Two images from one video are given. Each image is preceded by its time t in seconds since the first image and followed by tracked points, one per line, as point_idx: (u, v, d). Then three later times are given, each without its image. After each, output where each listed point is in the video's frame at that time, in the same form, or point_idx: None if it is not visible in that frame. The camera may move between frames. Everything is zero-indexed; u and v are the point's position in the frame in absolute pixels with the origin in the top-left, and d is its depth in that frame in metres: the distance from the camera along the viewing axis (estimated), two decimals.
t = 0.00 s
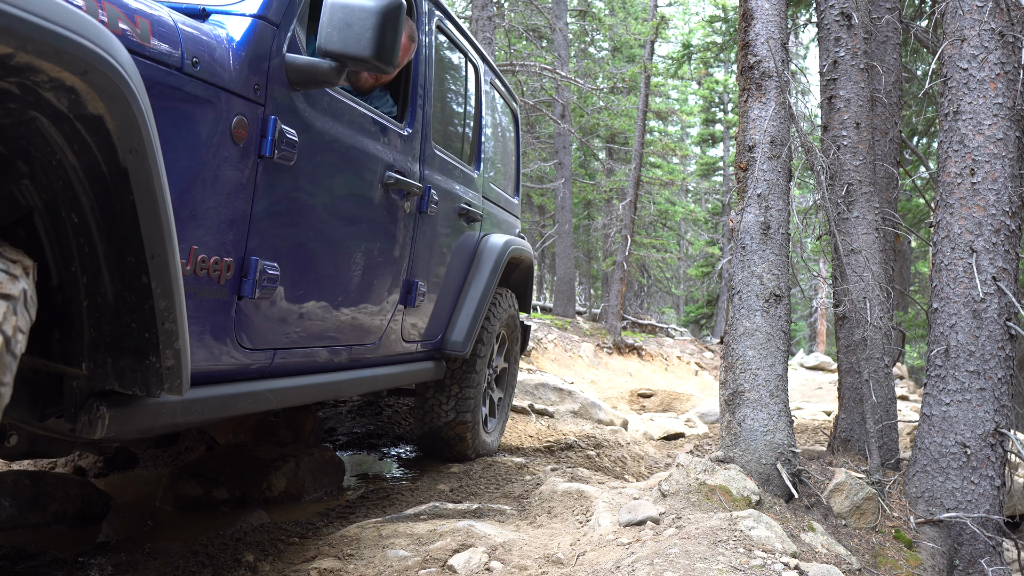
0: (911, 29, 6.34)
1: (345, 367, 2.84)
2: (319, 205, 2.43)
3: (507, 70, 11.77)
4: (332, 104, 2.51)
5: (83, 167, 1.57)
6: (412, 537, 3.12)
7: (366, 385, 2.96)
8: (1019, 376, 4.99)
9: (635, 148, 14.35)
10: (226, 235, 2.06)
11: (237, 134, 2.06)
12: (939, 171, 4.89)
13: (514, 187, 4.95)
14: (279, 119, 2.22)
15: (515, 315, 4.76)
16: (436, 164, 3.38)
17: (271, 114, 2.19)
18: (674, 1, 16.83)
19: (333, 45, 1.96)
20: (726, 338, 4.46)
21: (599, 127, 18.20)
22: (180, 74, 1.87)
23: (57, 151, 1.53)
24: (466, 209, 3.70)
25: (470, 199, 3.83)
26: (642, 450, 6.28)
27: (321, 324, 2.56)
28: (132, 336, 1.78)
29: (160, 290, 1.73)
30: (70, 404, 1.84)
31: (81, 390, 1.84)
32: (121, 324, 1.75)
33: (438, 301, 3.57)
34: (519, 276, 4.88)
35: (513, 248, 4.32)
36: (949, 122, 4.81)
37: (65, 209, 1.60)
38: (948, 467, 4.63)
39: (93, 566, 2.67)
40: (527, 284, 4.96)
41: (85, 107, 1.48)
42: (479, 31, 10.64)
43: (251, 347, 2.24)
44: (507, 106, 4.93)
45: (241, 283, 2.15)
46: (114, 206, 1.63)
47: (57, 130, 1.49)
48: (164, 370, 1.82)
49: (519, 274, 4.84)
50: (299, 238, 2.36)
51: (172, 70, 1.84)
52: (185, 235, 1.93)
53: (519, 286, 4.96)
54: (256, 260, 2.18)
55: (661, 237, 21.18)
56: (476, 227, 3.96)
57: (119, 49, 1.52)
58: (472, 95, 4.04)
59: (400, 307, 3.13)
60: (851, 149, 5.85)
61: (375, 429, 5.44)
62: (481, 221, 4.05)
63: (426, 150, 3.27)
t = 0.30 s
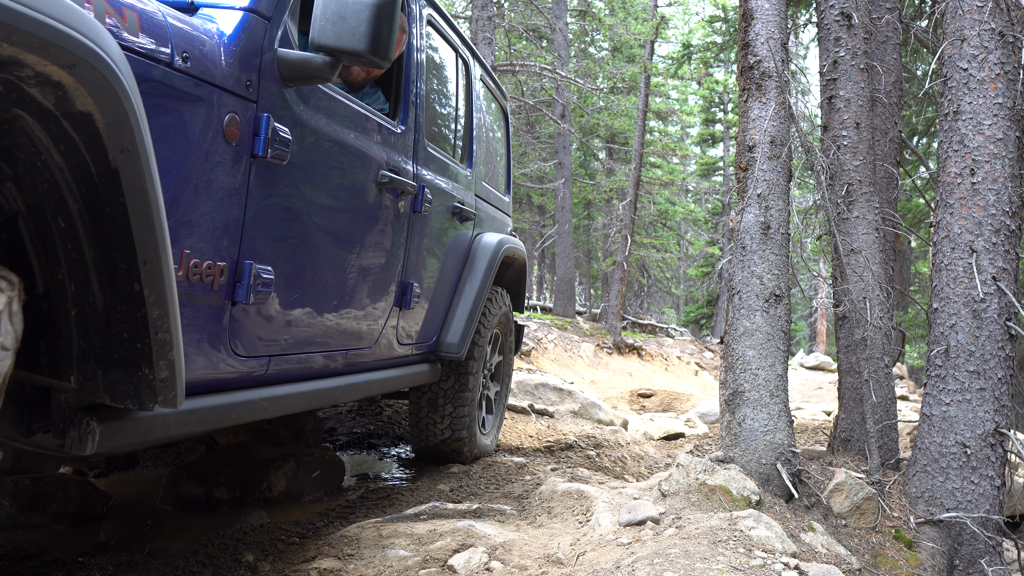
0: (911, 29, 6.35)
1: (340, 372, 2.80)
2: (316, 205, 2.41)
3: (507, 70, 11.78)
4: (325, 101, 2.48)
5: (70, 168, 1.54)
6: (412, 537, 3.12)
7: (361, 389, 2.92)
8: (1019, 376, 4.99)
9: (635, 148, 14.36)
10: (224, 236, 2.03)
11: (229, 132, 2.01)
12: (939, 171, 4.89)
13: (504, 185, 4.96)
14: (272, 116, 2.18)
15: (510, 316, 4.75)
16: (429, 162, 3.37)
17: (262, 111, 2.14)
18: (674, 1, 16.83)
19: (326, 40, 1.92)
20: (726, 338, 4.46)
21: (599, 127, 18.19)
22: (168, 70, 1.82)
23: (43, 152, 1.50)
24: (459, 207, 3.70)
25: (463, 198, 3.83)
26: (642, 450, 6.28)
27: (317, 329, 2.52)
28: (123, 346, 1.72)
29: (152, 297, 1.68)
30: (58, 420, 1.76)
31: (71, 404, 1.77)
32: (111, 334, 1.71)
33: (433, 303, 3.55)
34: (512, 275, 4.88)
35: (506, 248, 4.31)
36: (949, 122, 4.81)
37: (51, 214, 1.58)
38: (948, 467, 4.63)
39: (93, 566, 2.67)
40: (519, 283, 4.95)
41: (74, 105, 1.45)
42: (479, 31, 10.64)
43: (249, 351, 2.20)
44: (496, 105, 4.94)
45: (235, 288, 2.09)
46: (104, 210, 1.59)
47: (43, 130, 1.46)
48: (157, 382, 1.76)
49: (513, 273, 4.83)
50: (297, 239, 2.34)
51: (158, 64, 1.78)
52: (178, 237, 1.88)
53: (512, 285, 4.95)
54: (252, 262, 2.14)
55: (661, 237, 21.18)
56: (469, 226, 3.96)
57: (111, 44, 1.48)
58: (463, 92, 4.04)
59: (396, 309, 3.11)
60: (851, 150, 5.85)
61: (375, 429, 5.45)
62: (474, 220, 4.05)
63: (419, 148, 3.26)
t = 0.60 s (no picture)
0: (911, 29, 6.35)
1: (337, 373, 2.79)
2: (313, 204, 2.41)
3: (507, 70, 11.78)
4: (321, 96, 2.46)
5: (58, 164, 1.48)
6: (411, 537, 3.12)
7: (359, 391, 2.91)
8: (1019, 376, 4.99)
9: (635, 148, 14.36)
10: (223, 234, 2.02)
11: (223, 128, 1.99)
12: (939, 171, 4.89)
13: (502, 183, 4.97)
14: (267, 111, 2.16)
15: (508, 316, 4.76)
16: (427, 160, 3.37)
17: (257, 106, 2.12)
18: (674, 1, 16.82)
19: (323, 32, 1.89)
20: (726, 338, 4.46)
21: (599, 127, 18.19)
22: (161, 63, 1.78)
23: (29, 147, 1.44)
24: (457, 205, 3.70)
25: (461, 196, 3.83)
26: (642, 450, 6.28)
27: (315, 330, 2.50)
28: (116, 349, 1.67)
29: (147, 297, 1.64)
30: (49, 425, 1.70)
31: (64, 408, 1.70)
32: (104, 336, 1.65)
33: (431, 303, 3.55)
34: (510, 273, 4.87)
35: (505, 246, 4.31)
36: (949, 122, 4.81)
37: (39, 212, 1.51)
38: (948, 467, 4.63)
39: (93, 566, 2.67)
40: (518, 282, 4.95)
41: (61, 97, 1.39)
42: (479, 31, 10.65)
43: (245, 355, 2.18)
44: (493, 104, 4.94)
45: (232, 287, 2.08)
46: (94, 207, 1.54)
47: (29, 125, 1.40)
48: (152, 386, 1.72)
49: (511, 271, 4.83)
50: (296, 237, 2.34)
51: (151, 58, 1.75)
52: (173, 235, 1.87)
53: (511, 284, 4.95)
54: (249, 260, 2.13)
55: (661, 237, 21.18)
56: (468, 224, 3.96)
57: (99, 34, 1.43)
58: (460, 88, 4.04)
59: (394, 308, 3.11)
60: (851, 150, 5.85)
61: (375, 429, 5.45)
62: (472, 218, 4.05)
63: (417, 145, 3.26)
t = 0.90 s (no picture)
0: (912, 30, 6.35)
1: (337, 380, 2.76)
2: (317, 206, 2.40)
3: (507, 70, 11.79)
4: (323, 95, 2.45)
5: (64, 169, 1.41)
6: (412, 537, 3.12)
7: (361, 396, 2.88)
8: (1019, 376, 4.99)
9: (635, 148, 14.36)
10: (228, 236, 2.01)
11: (229, 129, 1.99)
12: (939, 171, 4.89)
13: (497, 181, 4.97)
14: (273, 112, 2.16)
15: (504, 313, 4.76)
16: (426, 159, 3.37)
17: (264, 107, 2.13)
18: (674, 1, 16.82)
19: (331, 29, 1.83)
20: (726, 338, 4.46)
21: (599, 127, 18.19)
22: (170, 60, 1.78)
23: (34, 152, 1.36)
24: (456, 205, 3.70)
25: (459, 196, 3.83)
26: (642, 450, 6.28)
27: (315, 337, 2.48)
28: (122, 364, 1.59)
29: (157, 311, 1.56)
30: (49, 442, 1.62)
31: (64, 426, 1.61)
32: (110, 350, 1.57)
33: (429, 305, 3.54)
34: (507, 272, 4.88)
35: (502, 246, 4.31)
36: (949, 122, 4.81)
37: (42, 220, 1.43)
38: (948, 467, 4.63)
39: (93, 566, 2.67)
40: (513, 282, 4.96)
41: (71, 100, 1.32)
42: (479, 31, 10.65)
43: (248, 366, 2.16)
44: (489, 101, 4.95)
45: (236, 295, 2.07)
46: (103, 216, 1.46)
47: (35, 128, 1.33)
48: (161, 404, 1.62)
49: (508, 270, 4.83)
50: (300, 239, 2.33)
51: (161, 57, 1.75)
52: (182, 239, 1.87)
53: (507, 282, 4.95)
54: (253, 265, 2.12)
55: (661, 238, 21.18)
56: (466, 224, 3.97)
57: (112, 34, 1.37)
58: (458, 86, 4.05)
59: (394, 311, 3.10)
60: (851, 150, 5.85)
61: (375, 429, 5.45)
62: (470, 218, 4.05)
63: (416, 145, 3.26)
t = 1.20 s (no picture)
0: (912, 29, 6.35)
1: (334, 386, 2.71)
2: (316, 210, 2.36)
3: (507, 70, 11.79)
4: (322, 97, 2.40)
5: (42, 185, 1.36)
6: (411, 537, 3.12)
7: (358, 403, 2.84)
8: (1019, 376, 4.99)
9: (636, 148, 14.36)
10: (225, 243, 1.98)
11: (222, 136, 1.93)
12: (939, 171, 4.89)
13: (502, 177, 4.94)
14: (269, 117, 2.11)
15: (505, 314, 4.74)
16: (428, 161, 3.35)
17: (259, 112, 2.07)
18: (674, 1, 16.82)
19: (330, 33, 1.82)
20: (726, 338, 4.46)
21: (599, 127, 18.19)
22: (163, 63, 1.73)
23: (10, 168, 1.31)
24: (458, 207, 3.69)
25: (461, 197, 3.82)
26: (642, 450, 6.28)
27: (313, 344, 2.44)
28: (105, 384, 1.54)
29: (139, 331, 1.50)
30: (31, 459, 1.57)
31: (47, 442, 1.58)
32: (91, 368, 1.52)
33: (430, 308, 3.53)
34: (508, 273, 4.85)
35: (505, 248, 4.29)
36: (949, 122, 4.81)
37: (22, 235, 1.40)
38: (948, 467, 4.63)
39: (94, 565, 2.67)
40: (517, 282, 4.95)
41: (47, 117, 1.25)
42: (479, 31, 10.65)
43: (243, 377, 2.12)
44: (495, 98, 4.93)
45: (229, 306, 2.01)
46: (83, 234, 1.41)
47: (10, 145, 1.27)
48: (144, 424, 1.57)
49: (510, 271, 4.80)
50: (300, 244, 2.30)
51: (149, 63, 1.69)
52: (173, 250, 1.82)
53: (510, 283, 4.92)
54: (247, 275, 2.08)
55: (661, 237, 21.18)
56: (468, 225, 3.96)
57: (92, 48, 1.30)
58: (462, 85, 4.03)
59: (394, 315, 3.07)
60: (851, 150, 5.85)
61: (375, 429, 5.45)
62: (472, 219, 4.03)
63: (419, 146, 3.25)
